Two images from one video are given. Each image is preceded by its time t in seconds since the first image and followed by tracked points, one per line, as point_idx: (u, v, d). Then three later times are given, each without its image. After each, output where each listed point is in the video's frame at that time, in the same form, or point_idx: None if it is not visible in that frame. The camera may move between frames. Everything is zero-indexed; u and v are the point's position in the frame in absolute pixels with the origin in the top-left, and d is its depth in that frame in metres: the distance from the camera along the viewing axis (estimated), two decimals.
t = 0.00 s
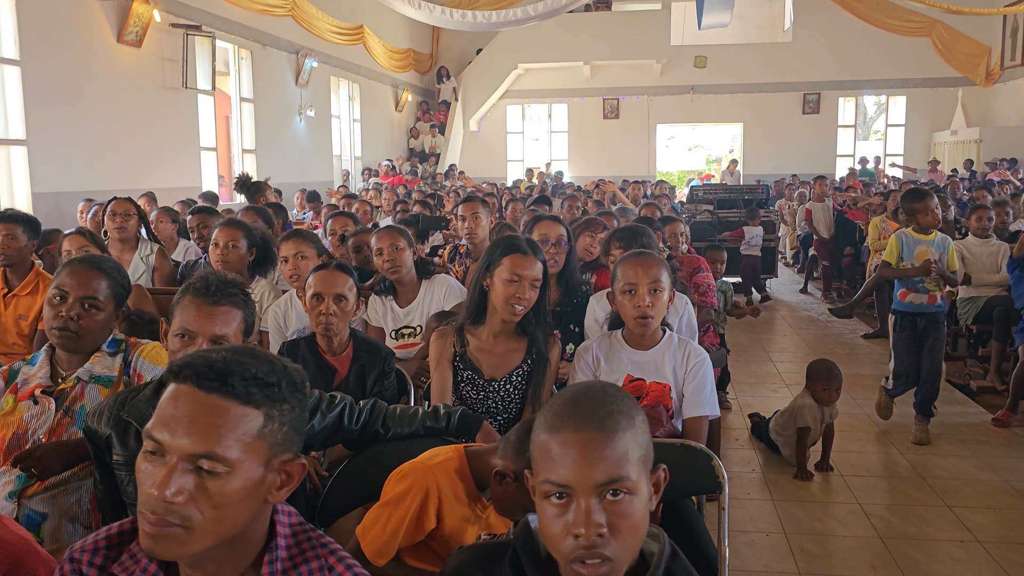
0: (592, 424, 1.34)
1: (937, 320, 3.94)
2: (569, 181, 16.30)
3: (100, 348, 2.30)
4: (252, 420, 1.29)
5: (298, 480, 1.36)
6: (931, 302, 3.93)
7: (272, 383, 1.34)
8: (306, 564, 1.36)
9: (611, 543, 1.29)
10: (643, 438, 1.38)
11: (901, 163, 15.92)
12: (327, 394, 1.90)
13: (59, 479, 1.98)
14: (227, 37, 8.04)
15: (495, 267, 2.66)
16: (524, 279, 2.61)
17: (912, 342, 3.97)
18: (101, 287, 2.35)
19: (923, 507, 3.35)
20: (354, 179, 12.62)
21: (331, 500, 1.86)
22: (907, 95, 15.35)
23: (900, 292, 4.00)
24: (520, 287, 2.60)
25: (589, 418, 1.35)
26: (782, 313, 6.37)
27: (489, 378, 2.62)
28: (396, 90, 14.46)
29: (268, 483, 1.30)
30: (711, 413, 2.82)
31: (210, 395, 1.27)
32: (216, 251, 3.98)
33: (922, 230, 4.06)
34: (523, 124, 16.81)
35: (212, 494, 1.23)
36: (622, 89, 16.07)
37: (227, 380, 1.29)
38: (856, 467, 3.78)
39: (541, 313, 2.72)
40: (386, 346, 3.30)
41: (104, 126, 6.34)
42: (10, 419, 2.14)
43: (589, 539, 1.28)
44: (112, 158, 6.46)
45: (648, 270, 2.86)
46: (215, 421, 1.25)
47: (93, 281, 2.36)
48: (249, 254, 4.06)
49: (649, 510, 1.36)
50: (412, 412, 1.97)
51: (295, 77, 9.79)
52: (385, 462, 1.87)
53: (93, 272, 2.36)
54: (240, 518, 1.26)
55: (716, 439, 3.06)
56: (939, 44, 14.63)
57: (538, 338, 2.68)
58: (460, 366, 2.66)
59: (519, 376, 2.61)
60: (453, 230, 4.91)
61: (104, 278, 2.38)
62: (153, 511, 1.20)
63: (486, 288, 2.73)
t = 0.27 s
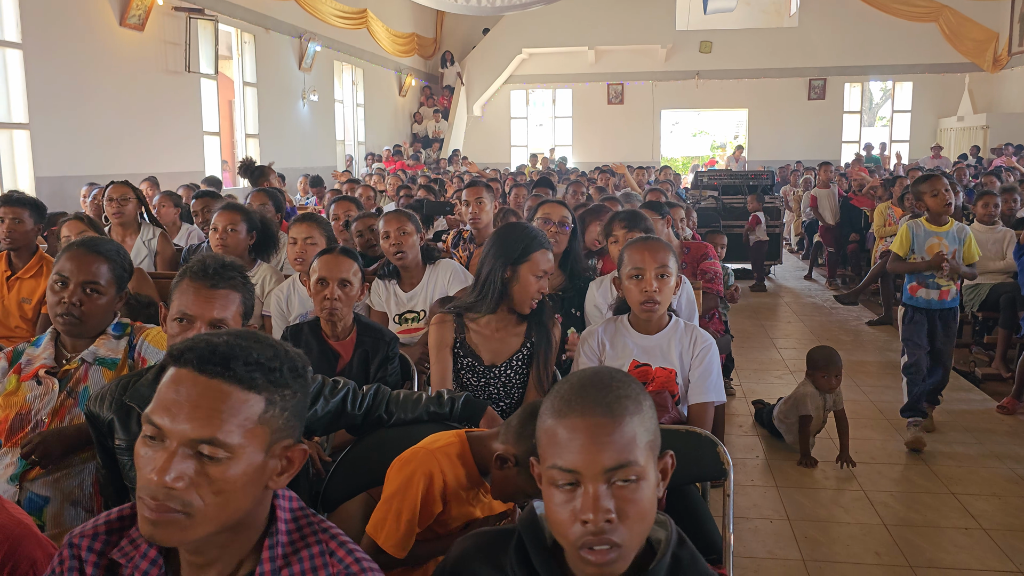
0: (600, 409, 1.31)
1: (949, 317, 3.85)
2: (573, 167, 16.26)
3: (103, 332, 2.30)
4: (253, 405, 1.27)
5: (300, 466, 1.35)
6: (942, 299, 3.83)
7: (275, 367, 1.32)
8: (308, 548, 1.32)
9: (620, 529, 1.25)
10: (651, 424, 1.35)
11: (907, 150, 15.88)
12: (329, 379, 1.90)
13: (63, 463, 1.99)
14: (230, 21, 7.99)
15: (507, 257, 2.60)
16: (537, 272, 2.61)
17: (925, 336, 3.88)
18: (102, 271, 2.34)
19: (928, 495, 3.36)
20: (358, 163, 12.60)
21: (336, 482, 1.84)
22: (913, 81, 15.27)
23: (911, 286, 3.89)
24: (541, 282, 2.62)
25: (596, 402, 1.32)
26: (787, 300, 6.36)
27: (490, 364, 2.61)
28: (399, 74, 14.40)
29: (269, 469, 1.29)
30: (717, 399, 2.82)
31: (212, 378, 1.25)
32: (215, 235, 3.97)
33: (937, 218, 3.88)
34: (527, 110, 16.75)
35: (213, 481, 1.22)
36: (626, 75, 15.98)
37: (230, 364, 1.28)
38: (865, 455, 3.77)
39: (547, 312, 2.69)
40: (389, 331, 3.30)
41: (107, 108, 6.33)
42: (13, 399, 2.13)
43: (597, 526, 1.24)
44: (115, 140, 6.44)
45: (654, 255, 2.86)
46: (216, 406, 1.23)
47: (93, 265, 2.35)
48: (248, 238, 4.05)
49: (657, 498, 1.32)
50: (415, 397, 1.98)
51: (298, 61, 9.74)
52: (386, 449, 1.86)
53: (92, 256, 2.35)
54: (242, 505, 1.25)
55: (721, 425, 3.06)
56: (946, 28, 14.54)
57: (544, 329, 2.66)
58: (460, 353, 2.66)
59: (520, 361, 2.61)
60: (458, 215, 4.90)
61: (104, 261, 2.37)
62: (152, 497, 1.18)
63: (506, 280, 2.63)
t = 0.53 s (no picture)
0: (611, 410, 1.29)
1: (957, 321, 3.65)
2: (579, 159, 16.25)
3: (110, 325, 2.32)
4: (229, 396, 1.24)
5: (283, 454, 1.33)
6: (949, 301, 3.64)
7: (248, 357, 1.29)
8: (298, 538, 1.29)
9: (637, 532, 1.25)
10: (661, 424, 1.34)
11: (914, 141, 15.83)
12: (334, 372, 1.94)
13: (70, 456, 2.01)
14: (236, 14, 7.98)
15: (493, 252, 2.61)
16: (524, 263, 2.60)
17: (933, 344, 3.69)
18: (109, 264, 2.36)
19: (932, 489, 3.36)
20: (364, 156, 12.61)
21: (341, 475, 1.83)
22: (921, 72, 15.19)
23: (916, 288, 3.73)
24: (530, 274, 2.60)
25: (606, 404, 1.30)
26: (792, 293, 6.35)
27: (489, 357, 2.62)
28: (405, 67, 14.38)
29: (251, 459, 1.27)
30: (722, 394, 2.82)
31: (185, 371, 1.23)
32: (221, 227, 3.97)
33: (944, 215, 3.71)
34: (533, 102, 16.72)
35: (193, 474, 1.20)
36: (631, 67, 15.93)
37: (201, 357, 1.25)
38: (870, 448, 3.78)
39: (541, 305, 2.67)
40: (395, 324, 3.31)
41: (113, 102, 6.35)
42: (18, 391, 2.11)
43: (615, 530, 1.24)
44: (121, 133, 6.46)
45: (662, 250, 2.86)
46: (191, 400, 1.21)
47: (100, 257, 2.36)
48: (254, 230, 4.05)
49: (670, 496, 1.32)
50: (420, 391, 2.01)
51: (303, 54, 9.74)
52: (391, 441, 1.88)
53: (98, 249, 2.37)
54: (226, 496, 1.24)
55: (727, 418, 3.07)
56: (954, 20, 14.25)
57: (537, 320, 2.65)
58: (459, 349, 2.67)
59: (518, 352, 2.61)
60: (464, 207, 4.91)
61: (111, 254, 2.39)
62: (134, 494, 1.17)
63: (494, 275, 2.64)
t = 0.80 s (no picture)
0: (640, 460, 1.11)
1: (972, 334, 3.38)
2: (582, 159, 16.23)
3: (116, 325, 2.33)
4: (204, 392, 1.24)
5: (265, 448, 1.32)
6: (963, 312, 3.39)
7: (221, 352, 1.28)
8: (288, 535, 1.30)
9: None
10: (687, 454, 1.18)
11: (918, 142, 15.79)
12: (338, 372, 1.90)
13: (75, 455, 1.95)
14: (239, 14, 8.00)
15: (476, 262, 2.63)
16: (511, 270, 2.63)
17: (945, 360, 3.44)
18: (115, 265, 2.38)
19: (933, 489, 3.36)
20: (366, 156, 12.61)
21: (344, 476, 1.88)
22: (925, 72, 15.16)
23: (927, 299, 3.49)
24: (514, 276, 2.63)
25: (633, 453, 1.11)
26: (795, 293, 6.35)
27: (481, 359, 2.64)
28: (408, 67, 14.39)
29: (231, 454, 1.26)
30: (724, 396, 2.82)
31: (158, 367, 1.23)
32: (231, 227, 3.98)
33: (956, 220, 3.47)
34: (536, 102, 16.70)
35: (171, 469, 1.20)
36: (634, 66, 15.93)
37: (172, 352, 1.25)
38: (872, 448, 3.78)
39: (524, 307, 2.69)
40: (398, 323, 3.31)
41: (117, 101, 6.37)
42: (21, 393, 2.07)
43: None
44: (124, 132, 6.47)
45: (665, 252, 2.84)
46: (167, 396, 1.21)
47: (105, 258, 2.38)
48: (263, 230, 4.07)
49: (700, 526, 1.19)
50: (422, 390, 2.00)
51: (306, 54, 9.75)
52: (395, 442, 1.89)
53: (105, 250, 2.39)
54: (208, 490, 1.23)
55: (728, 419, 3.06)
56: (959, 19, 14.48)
57: (525, 322, 2.67)
58: (449, 353, 2.65)
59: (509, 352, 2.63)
60: (466, 206, 4.91)
61: (116, 255, 2.41)
62: (115, 491, 1.17)
63: (480, 284, 2.65)
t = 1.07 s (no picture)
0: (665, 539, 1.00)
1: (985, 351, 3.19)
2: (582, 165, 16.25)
3: (120, 335, 2.35)
4: (190, 399, 1.23)
5: (255, 454, 1.31)
6: (975, 327, 3.19)
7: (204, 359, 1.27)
8: (284, 543, 1.29)
9: None
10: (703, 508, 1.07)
11: (917, 150, 15.83)
12: (337, 381, 1.92)
13: (76, 464, 1.90)
14: (241, 22, 8.02)
15: (453, 281, 2.65)
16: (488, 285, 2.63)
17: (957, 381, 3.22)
18: (118, 274, 2.38)
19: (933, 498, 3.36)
20: (367, 163, 12.63)
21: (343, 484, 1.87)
22: (924, 80, 15.21)
23: (937, 316, 3.25)
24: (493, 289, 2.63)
25: (657, 535, 1.00)
26: (795, 301, 6.36)
27: (473, 370, 2.65)
28: (409, 74, 14.44)
29: (221, 461, 1.25)
30: (724, 406, 2.82)
31: (143, 377, 1.22)
32: (239, 235, 4.01)
33: (963, 231, 3.23)
34: (535, 109, 16.74)
35: (160, 478, 1.19)
36: (634, 73, 15.97)
37: (156, 362, 1.24)
38: (872, 457, 3.78)
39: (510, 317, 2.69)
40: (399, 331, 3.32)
41: (118, 108, 6.38)
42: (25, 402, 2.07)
43: None
44: (125, 139, 6.48)
45: (662, 266, 2.86)
46: (153, 405, 1.20)
47: (110, 268, 2.38)
48: (270, 239, 4.09)
49: None
50: (422, 399, 2.00)
51: (307, 62, 9.78)
52: (394, 449, 1.90)
53: (109, 260, 2.38)
54: (198, 497, 1.22)
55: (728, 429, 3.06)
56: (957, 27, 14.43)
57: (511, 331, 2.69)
58: (444, 366, 2.67)
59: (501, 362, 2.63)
60: (467, 214, 4.92)
61: (120, 264, 2.40)
62: (106, 500, 1.16)
63: (457, 305, 2.67)
